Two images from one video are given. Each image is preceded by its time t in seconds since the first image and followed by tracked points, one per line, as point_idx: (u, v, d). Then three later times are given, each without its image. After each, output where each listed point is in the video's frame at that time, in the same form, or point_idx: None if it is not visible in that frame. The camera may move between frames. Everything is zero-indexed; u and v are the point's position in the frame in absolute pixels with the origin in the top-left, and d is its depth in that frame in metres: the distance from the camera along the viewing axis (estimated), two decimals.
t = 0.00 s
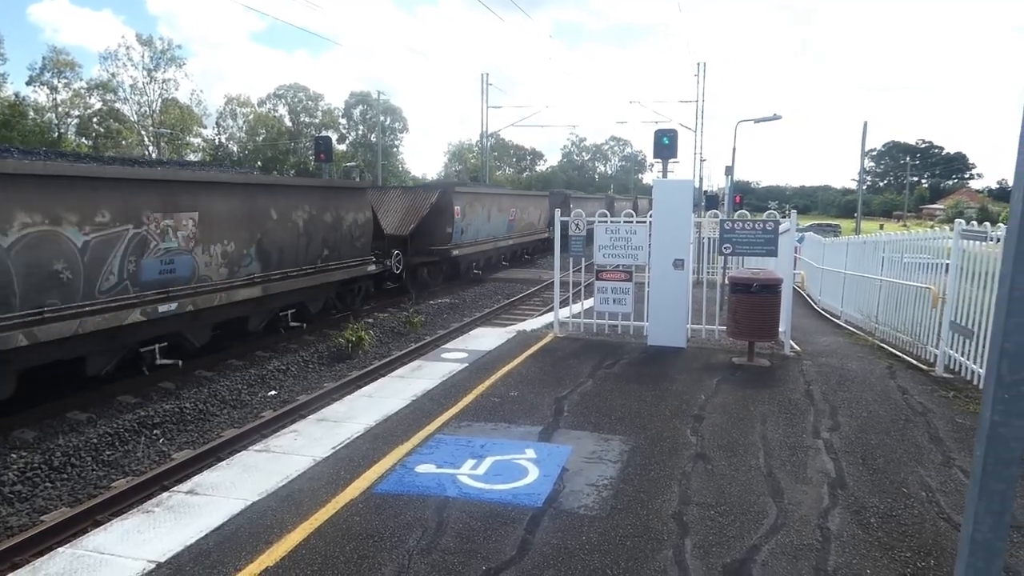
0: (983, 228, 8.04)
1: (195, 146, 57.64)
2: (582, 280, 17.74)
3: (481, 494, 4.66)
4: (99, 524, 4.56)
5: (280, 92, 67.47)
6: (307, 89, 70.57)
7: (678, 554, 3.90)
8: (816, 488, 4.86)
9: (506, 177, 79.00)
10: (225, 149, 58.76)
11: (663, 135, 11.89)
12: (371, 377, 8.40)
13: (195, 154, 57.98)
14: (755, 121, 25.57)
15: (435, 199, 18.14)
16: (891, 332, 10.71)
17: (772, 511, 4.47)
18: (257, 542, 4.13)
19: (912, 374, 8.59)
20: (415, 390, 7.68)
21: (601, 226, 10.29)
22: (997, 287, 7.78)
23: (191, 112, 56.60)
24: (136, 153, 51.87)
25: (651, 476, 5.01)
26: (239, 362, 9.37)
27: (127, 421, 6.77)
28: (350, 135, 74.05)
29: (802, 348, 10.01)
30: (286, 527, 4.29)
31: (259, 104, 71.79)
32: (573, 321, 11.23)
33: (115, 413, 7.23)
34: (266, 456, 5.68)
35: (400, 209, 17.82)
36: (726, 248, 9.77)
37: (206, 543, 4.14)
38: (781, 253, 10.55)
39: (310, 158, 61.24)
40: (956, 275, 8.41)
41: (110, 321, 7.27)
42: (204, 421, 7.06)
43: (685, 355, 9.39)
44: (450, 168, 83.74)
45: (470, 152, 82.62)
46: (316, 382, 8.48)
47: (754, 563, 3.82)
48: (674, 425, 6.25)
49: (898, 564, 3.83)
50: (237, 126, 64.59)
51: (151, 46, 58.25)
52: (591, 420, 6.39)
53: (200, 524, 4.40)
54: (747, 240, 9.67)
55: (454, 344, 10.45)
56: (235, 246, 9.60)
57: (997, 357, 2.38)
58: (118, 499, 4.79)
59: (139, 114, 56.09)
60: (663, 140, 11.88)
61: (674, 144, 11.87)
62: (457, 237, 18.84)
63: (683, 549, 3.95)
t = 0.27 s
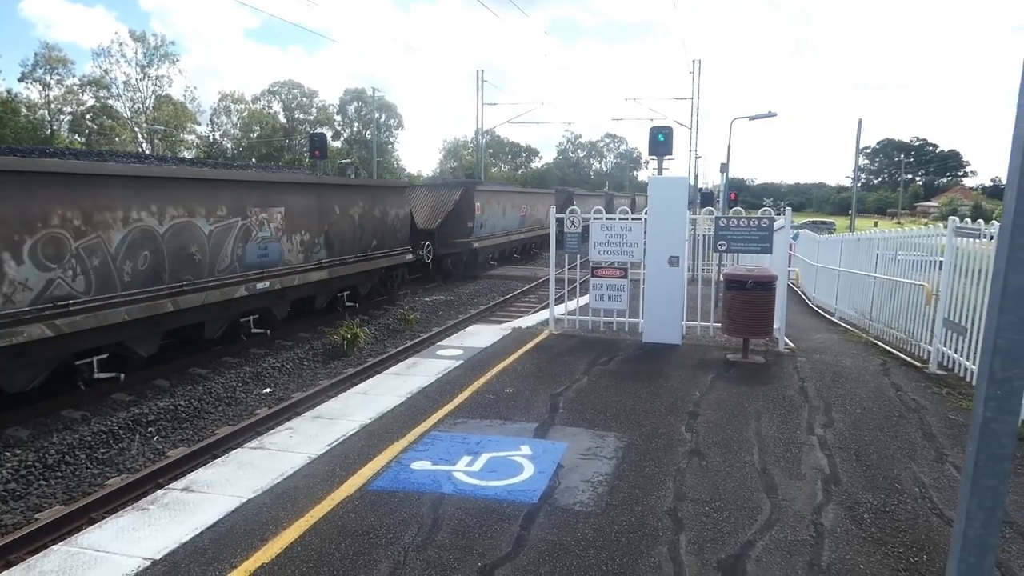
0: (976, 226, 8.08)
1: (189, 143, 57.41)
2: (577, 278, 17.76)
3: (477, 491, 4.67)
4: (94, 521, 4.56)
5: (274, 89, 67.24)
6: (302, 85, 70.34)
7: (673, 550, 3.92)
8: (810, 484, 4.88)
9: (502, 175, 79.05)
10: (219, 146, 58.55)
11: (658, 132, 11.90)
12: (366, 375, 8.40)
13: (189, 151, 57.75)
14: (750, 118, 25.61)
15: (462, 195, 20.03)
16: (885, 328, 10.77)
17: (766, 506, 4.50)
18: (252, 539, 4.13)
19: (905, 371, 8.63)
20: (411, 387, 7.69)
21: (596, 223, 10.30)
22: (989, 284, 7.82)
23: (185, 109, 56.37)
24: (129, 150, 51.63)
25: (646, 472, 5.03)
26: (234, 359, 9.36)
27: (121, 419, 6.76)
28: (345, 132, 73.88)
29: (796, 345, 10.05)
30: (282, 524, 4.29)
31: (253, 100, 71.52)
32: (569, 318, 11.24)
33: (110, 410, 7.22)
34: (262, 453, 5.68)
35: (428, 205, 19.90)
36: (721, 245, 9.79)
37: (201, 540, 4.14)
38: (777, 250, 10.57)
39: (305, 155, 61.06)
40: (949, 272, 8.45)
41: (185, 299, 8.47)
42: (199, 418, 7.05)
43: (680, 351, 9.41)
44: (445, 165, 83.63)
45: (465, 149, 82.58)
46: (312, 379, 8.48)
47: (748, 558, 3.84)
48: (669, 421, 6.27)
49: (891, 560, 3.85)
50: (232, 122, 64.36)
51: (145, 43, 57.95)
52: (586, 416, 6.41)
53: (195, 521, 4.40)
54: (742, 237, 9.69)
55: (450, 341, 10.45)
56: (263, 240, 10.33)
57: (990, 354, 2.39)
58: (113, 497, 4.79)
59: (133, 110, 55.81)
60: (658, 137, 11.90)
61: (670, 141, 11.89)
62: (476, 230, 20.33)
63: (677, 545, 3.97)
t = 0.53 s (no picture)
0: (971, 222, 8.11)
1: (184, 139, 57.19)
2: (573, 274, 17.76)
3: (474, 487, 4.67)
4: (89, 519, 4.55)
5: (269, 85, 66.97)
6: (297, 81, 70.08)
7: (669, 545, 3.93)
8: (805, 479, 4.90)
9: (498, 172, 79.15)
10: (214, 142, 58.34)
11: (654, 129, 11.90)
12: (362, 371, 8.39)
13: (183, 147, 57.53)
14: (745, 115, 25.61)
15: (479, 192, 22.24)
16: (880, 324, 10.80)
17: (761, 502, 4.51)
18: (249, 535, 4.12)
19: (900, 367, 8.67)
20: (407, 383, 7.69)
21: (592, 219, 10.30)
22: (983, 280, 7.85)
23: (180, 105, 56.14)
24: (124, 147, 51.42)
25: (642, 468, 5.04)
26: (230, 356, 9.34)
27: (117, 416, 6.74)
28: (341, 128, 73.73)
29: (792, 341, 10.07)
30: (278, 520, 4.30)
31: (248, 97, 71.29)
32: (565, 314, 11.25)
33: (105, 408, 7.21)
34: (258, 450, 5.67)
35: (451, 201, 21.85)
36: (717, 241, 9.81)
37: (197, 537, 4.13)
38: (772, 246, 10.59)
39: (300, 151, 60.90)
40: (944, 268, 8.48)
41: (275, 277, 10.42)
42: (195, 415, 7.04)
43: (676, 348, 9.43)
44: (441, 162, 83.52)
45: (461, 145, 82.47)
46: (308, 376, 8.48)
47: (744, 553, 3.85)
48: (665, 417, 6.28)
49: (886, 554, 3.88)
50: (226, 118, 64.11)
51: (139, 38, 57.67)
52: (582, 412, 6.42)
53: (192, 518, 4.39)
54: (738, 233, 9.71)
55: (446, 338, 10.46)
56: (323, 230, 12.18)
57: (984, 349, 2.41)
58: (109, 494, 4.78)
59: (127, 106, 55.56)
60: (654, 134, 11.90)
61: (666, 138, 11.89)
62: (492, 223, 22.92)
63: (673, 540, 3.98)
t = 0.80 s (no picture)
0: (964, 219, 8.13)
1: (178, 135, 56.92)
2: (568, 271, 17.76)
3: (469, 484, 4.68)
4: (83, 516, 4.53)
5: (264, 81, 66.71)
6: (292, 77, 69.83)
7: (664, 541, 3.94)
8: (799, 475, 4.92)
9: (493, 168, 79.16)
10: (209, 138, 58.09)
11: (650, 126, 11.90)
12: (357, 368, 8.38)
13: (177, 143, 57.27)
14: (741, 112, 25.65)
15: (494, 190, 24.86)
16: (874, 321, 10.85)
17: (755, 498, 4.53)
18: (244, 532, 4.12)
19: (894, 363, 8.71)
20: (402, 380, 7.69)
21: (587, 217, 10.30)
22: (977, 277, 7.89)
23: (174, 101, 55.87)
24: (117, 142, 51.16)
25: (637, 465, 5.05)
26: (225, 353, 9.32)
27: (110, 413, 6.72)
28: (335, 124, 73.55)
29: (786, 337, 10.10)
30: (273, 517, 4.29)
31: (243, 92, 71.02)
32: (560, 311, 11.26)
33: (98, 404, 7.19)
34: (252, 447, 5.66)
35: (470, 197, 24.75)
36: (712, 238, 9.82)
37: (192, 534, 4.13)
38: (767, 244, 10.61)
39: (295, 147, 60.73)
40: (937, 265, 8.51)
41: (340, 260, 12.84)
42: (189, 412, 7.03)
43: (671, 345, 9.45)
44: (436, 158, 83.36)
45: (457, 142, 82.32)
46: (303, 372, 8.47)
47: (738, 549, 3.87)
48: (660, 414, 6.29)
49: (879, 549, 3.89)
50: (221, 114, 63.85)
51: (132, 33, 57.35)
52: (577, 409, 6.43)
53: (186, 515, 4.38)
54: (733, 230, 9.72)
55: (441, 335, 10.46)
56: (375, 222, 14.64)
57: (976, 345, 2.43)
58: (103, 491, 4.77)
59: (120, 101, 55.25)
60: (649, 131, 11.90)
61: (661, 135, 11.89)
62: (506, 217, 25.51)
63: (668, 536, 3.99)
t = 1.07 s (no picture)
0: (958, 216, 8.17)
1: (173, 133, 56.72)
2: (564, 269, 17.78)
3: (465, 481, 4.68)
4: (77, 515, 4.52)
5: (259, 79, 66.49)
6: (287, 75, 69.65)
7: (659, 538, 3.96)
8: (793, 471, 4.94)
9: (489, 166, 79.14)
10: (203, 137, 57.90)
11: (645, 124, 11.92)
12: (352, 367, 8.38)
13: (172, 141, 57.08)
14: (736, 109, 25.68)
15: (505, 188, 26.14)
16: (868, 318, 10.89)
17: (750, 494, 4.55)
18: (238, 531, 4.12)
19: (888, 360, 8.74)
20: (398, 378, 7.70)
21: (582, 215, 10.32)
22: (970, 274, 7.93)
23: (168, 98, 55.66)
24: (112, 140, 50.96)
25: (632, 462, 5.07)
26: (219, 352, 9.30)
27: (104, 412, 6.71)
28: (331, 122, 73.40)
29: (781, 335, 10.13)
30: (268, 516, 4.29)
31: (238, 90, 70.81)
32: (556, 309, 11.27)
33: (92, 403, 7.16)
34: (248, 446, 5.66)
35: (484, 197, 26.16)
36: (706, 237, 9.83)
37: (187, 532, 4.12)
38: (762, 242, 10.65)
39: (290, 145, 60.59)
40: (931, 262, 8.55)
41: (383, 251, 14.47)
42: (184, 411, 7.01)
43: (666, 342, 9.47)
44: (432, 156, 83.26)
45: (452, 140, 82.23)
46: (298, 371, 8.46)
47: (733, 546, 3.88)
48: (655, 411, 6.31)
49: (873, 545, 3.91)
50: (215, 112, 63.65)
51: (126, 31, 57.11)
52: (573, 407, 6.45)
53: (181, 514, 4.38)
54: (727, 228, 9.74)
55: (437, 333, 10.46)
56: (409, 217, 16.40)
57: (968, 341, 2.44)
58: (97, 490, 4.75)
59: (114, 99, 55.01)
60: (645, 129, 11.92)
61: (656, 133, 11.91)
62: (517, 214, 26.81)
63: (663, 533, 4.00)
